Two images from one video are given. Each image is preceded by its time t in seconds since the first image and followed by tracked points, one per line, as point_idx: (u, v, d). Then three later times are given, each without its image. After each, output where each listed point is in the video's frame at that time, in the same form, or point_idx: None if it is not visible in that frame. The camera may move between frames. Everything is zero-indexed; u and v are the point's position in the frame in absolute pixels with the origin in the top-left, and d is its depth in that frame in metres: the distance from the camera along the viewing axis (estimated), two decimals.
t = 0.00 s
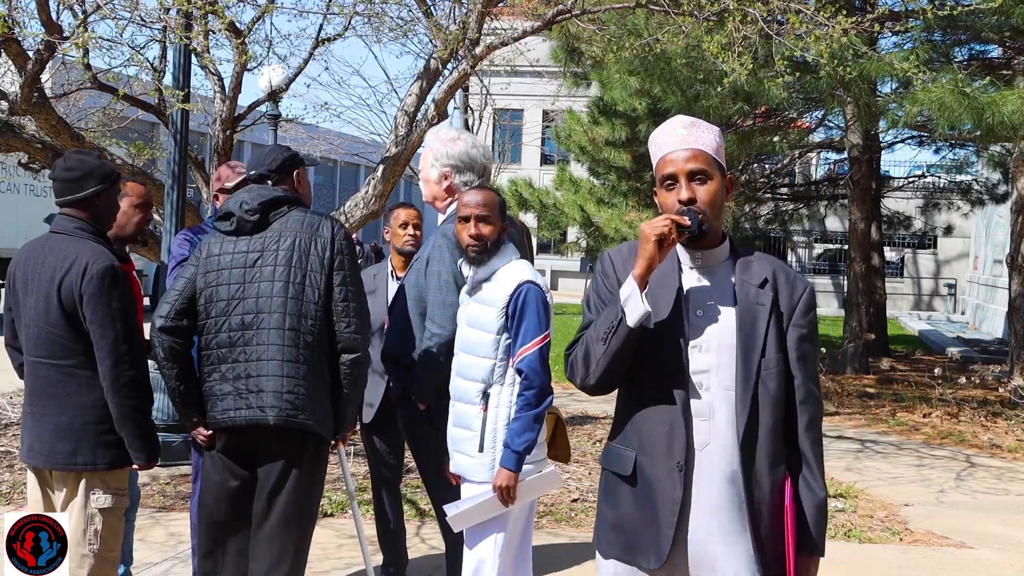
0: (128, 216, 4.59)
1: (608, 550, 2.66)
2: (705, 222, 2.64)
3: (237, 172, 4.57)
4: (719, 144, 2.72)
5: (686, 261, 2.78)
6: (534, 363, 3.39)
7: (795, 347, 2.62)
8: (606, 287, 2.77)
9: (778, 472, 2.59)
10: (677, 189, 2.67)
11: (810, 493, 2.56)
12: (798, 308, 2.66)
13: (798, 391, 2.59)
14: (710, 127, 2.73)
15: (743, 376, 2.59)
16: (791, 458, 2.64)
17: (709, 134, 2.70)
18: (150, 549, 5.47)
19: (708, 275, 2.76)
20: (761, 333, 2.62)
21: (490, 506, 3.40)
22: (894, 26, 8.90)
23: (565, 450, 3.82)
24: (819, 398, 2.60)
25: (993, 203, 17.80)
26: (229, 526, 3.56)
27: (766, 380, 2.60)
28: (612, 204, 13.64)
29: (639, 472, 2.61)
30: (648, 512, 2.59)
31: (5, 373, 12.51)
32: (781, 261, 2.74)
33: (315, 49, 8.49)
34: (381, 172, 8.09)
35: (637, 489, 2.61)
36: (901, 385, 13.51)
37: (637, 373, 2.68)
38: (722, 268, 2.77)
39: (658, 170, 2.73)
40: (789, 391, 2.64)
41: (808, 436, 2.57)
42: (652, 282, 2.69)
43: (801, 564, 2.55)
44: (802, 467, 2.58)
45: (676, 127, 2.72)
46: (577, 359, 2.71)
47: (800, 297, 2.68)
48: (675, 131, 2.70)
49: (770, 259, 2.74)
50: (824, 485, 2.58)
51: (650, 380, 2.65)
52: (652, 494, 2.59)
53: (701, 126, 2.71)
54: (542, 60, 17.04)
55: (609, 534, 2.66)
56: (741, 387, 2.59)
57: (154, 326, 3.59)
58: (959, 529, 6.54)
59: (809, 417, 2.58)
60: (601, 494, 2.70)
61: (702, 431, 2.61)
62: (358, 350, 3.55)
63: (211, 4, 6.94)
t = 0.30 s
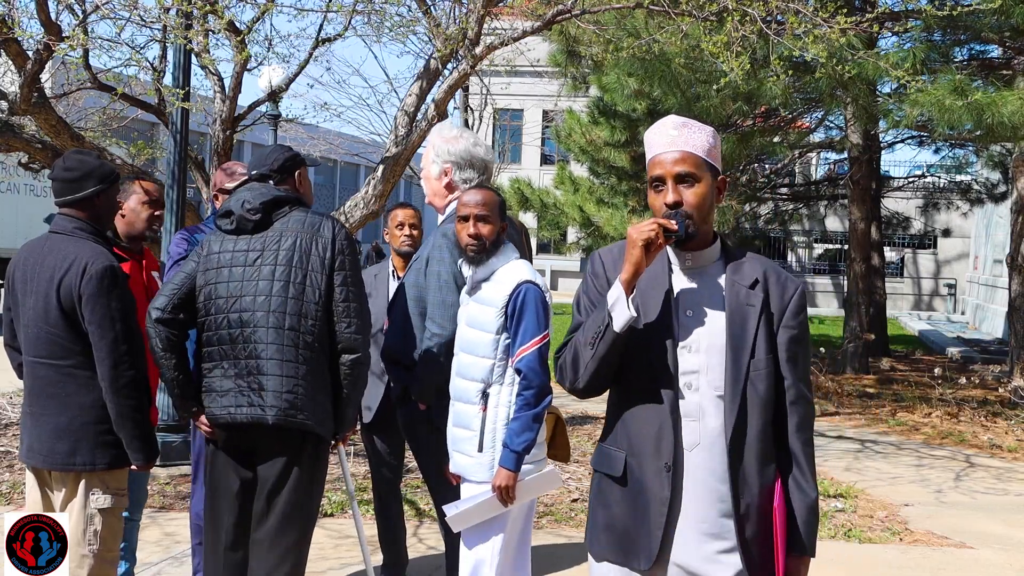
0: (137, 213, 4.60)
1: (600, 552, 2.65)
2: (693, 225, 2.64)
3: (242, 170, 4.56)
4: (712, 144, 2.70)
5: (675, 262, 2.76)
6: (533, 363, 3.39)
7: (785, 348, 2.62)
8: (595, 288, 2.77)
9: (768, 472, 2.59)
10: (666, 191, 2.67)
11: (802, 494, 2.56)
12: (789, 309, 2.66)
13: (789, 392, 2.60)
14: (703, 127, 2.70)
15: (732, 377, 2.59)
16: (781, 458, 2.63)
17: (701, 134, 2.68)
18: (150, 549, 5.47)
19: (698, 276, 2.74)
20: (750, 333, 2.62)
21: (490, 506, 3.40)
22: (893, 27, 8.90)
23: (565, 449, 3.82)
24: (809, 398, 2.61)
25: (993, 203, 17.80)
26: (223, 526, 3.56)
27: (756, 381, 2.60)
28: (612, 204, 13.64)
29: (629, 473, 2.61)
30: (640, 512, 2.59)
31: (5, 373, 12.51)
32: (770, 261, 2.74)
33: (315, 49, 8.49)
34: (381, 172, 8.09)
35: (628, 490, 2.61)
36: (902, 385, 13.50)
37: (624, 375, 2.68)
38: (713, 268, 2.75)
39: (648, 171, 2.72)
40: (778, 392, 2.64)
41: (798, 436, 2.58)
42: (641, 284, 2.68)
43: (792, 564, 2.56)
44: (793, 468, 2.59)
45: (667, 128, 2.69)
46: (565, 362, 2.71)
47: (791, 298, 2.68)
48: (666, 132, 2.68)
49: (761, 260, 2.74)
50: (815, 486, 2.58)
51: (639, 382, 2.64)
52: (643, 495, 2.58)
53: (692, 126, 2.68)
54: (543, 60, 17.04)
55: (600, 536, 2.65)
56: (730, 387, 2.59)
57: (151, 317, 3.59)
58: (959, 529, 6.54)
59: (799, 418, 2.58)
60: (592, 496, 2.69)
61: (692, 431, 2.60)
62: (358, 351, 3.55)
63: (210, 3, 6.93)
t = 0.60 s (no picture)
0: (148, 213, 4.60)
1: (594, 553, 2.65)
2: (684, 227, 2.63)
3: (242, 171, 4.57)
4: (703, 145, 2.69)
5: (666, 262, 2.75)
6: (532, 363, 3.39)
7: (776, 347, 2.60)
8: (585, 290, 2.76)
9: (760, 471, 2.57)
10: (659, 193, 2.65)
11: (796, 486, 2.52)
12: (780, 308, 2.65)
13: (781, 390, 2.57)
14: (694, 128, 2.70)
15: (722, 376, 2.58)
16: (773, 456, 2.61)
17: (691, 135, 2.67)
18: (151, 549, 5.47)
19: (689, 277, 2.73)
20: (740, 332, 2.61)
21: (490, 505, 3.39)
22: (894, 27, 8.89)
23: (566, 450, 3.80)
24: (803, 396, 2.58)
25: (993, 203, 17.81)
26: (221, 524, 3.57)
27: (746, 381, 2.58)
28: (612, 204, 13.64)
29: (622, 475, 2.61)
30: (633, 514, 2.59)
31: (5, 373, 12.50)
32: (762, 261, 2.73)
33: (315, 49, 8.50)
34: (381, 172, 8.09)
35: (621, 491, 2.61)
36: (902, 385, 13.51)
37: (617, 378, 2.67)
38: (703, 270, 2.74)
39: (639, 174, 2.70)
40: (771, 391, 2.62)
41: (791, 433, 2.55)
42: (632, 286, 2.68)
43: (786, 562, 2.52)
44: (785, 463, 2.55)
45: (659, 128, 2.67)
46: (557, 366, 2.71)
47: (782, 297, 2.66)
48: (658, 133, 2.66)
49: (752, 259, 2.73)
50: (812, 481, 2.53)
51: (631, 385, 2.65)
52: (636, 496, 2.58)
53: (684, 127, 2.67)
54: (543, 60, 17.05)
55: (595, 537, 2.65)
56: (720, 387, 2.57)
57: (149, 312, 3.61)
58: (959, 529, 6.54)
59: (793, 415, 2.55)
60: (586, 498, 2.70)
61: (682, 432, 2.60)
62: (359, 351, 3.55)
63: (211, 4, 6.93)
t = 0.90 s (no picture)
0: (145, 214, 4.59)
1: (590, 557, 2.63)
2: (676, 228, 2.62)
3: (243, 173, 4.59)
4: (692, 144, 2.70)
5: (655, 262, 2.73)
6: (530, 363, 3.38)
7: (767, 343, 2.61)
8: (575, 291, 2.73)
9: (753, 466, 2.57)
10: (650, 192, 2.64)
11: (785, 480, 2.51)
12: (769, 302, 2.65)
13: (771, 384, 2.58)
14: (683, 128, 2.70)
15: (714, 374, 2.57)
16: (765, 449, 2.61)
17: (681, 135, 2.67)
18: (151, 549, 5.47)
19: (678, 277, 2.71)
20: (731, 329, 2.60)
21: (489, 505, 3.38)
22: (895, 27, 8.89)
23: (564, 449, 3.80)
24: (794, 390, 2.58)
25: (993, 203, 17.80)
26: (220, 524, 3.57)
27: (738, 378, 2.58)
28: (612, 204, 13.65)
29: (618, 477, 2.59)
30: (629, 515, 2.57)
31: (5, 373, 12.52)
32: (750, 257, 2.74)
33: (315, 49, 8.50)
34: (381, 172, 8.09)
35: (617, 493, 2.59)
36: (902, 385, 13.51)
37: (610, 382, 2.64)
38: (693, 269, 2.72)
39: (629, 172, 2.68)
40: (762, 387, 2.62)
41: (781, 426, 2.54)
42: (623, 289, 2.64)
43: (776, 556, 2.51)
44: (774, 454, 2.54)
45: (650, 127, 2.67)
46: (549, 371, 2.67)
47: (770, 292, 2.67)
48: (650, 132, 2.66)
49: (739, 255, 2.74)
50: (801, 473, 2.53)
51: (625, 389, 2.62)
52: (632, 498, 2.57)
53: (674, 126, 2.68)
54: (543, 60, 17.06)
55: (590, 540, 2.63)
56: (713, 385, 2.57)
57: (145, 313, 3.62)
58: (959, 529, 6.54)
59: (785, 409, 2.56)
60: (580, 501, 2.67)
61: (677, 431, 2.58)
62: (360, 351, 3.55)
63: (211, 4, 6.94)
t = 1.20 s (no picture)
0: (143, 215, 4.58)
1: (578, 557, 2.64)
2: (655, 228, 2.63)
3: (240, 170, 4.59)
4: (668, 143, 2.70)
5: (635, 261, 2.73)
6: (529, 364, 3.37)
7: (748, 339, 2.59)
8: (556, 293, 2.73)
9: (739, 464, 2.57)
10: (628, 194, 2.64)
11: (774, 480, 2.51)
12: (751, 299, 2.63)
13: (754, 381, 2.57)
14: (659, 127, 2.69)
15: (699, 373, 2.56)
16: (754, 449, 2.60)
17: (657, 135, 2.67)
18: (151, 548, 5.46)
19: (658, 276, 2.72)
20: (714, 328, 2.59)
21: (488, 505, 3.38)
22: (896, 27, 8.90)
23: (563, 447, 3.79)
24: (777, 386, 2.57)
25: (993, 204, 17.80)
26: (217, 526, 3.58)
27: (722, 376, 2.57)
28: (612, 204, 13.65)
29: (604, 477, 2.59)
30: (616, 515, 2.57)
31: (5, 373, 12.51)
32: (730, 252, 2.71)
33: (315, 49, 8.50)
34: (381, 172, 8.09)
35: (603, 494, 2.59)
36: (902, 385, 13.51)
37: (592, 382, 2.64)
38: (673, 268, 2.73)
39: (608, 175, 2.68)
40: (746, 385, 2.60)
41: (768, 425, 2.54)
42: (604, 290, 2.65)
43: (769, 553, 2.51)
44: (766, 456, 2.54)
45: (625, 128, 2.67)
46: (532, 373, 2.66)
47: (752, 288, 2.64)
48: (626, 134, 2.66)
49: (720, 252, 2.71)
50: (789, 472, 2.53)
51: (609, 391, 2.61)
52: (618, 498, 2.57)
53: (650, 126, 2.67)
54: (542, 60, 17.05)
55: (578, 541, 2.63)
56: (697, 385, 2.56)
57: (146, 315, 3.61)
58: (959, 529, 6.54)
59: (769, 406, 2.55)
60: (568, 502, 2.68)
61: (662, 431, 2.58)
62: (361, 351, 3.55)
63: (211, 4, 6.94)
